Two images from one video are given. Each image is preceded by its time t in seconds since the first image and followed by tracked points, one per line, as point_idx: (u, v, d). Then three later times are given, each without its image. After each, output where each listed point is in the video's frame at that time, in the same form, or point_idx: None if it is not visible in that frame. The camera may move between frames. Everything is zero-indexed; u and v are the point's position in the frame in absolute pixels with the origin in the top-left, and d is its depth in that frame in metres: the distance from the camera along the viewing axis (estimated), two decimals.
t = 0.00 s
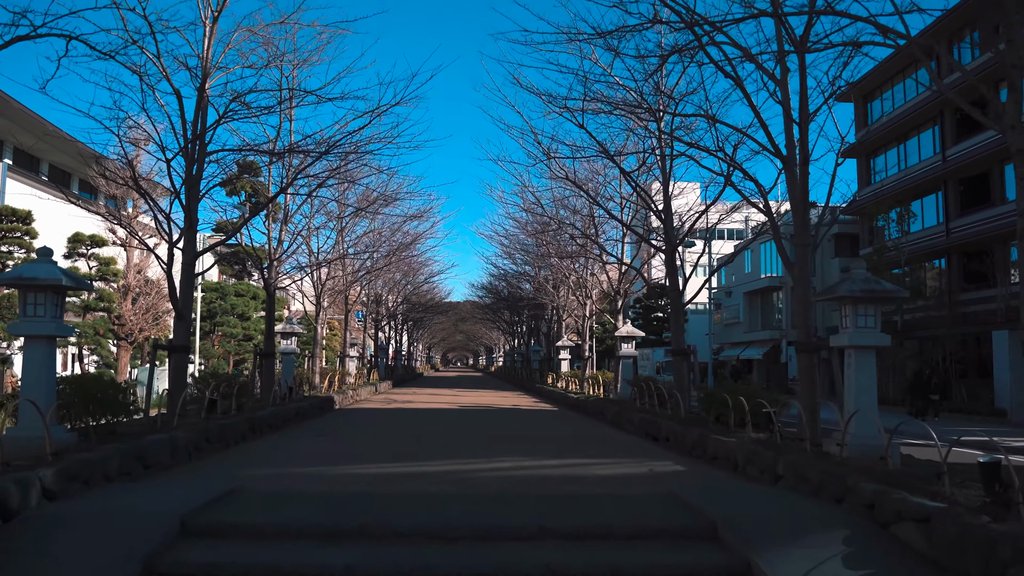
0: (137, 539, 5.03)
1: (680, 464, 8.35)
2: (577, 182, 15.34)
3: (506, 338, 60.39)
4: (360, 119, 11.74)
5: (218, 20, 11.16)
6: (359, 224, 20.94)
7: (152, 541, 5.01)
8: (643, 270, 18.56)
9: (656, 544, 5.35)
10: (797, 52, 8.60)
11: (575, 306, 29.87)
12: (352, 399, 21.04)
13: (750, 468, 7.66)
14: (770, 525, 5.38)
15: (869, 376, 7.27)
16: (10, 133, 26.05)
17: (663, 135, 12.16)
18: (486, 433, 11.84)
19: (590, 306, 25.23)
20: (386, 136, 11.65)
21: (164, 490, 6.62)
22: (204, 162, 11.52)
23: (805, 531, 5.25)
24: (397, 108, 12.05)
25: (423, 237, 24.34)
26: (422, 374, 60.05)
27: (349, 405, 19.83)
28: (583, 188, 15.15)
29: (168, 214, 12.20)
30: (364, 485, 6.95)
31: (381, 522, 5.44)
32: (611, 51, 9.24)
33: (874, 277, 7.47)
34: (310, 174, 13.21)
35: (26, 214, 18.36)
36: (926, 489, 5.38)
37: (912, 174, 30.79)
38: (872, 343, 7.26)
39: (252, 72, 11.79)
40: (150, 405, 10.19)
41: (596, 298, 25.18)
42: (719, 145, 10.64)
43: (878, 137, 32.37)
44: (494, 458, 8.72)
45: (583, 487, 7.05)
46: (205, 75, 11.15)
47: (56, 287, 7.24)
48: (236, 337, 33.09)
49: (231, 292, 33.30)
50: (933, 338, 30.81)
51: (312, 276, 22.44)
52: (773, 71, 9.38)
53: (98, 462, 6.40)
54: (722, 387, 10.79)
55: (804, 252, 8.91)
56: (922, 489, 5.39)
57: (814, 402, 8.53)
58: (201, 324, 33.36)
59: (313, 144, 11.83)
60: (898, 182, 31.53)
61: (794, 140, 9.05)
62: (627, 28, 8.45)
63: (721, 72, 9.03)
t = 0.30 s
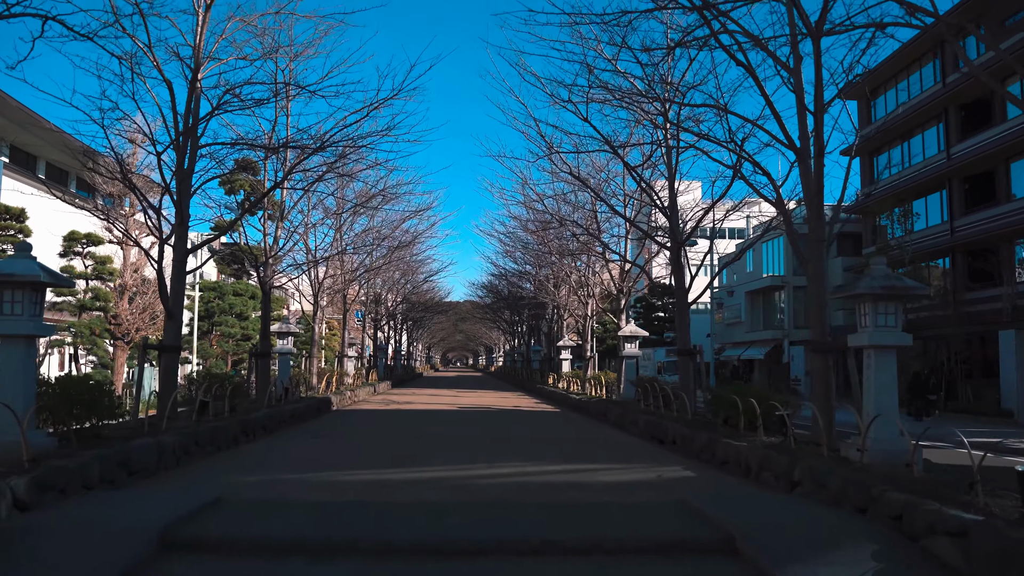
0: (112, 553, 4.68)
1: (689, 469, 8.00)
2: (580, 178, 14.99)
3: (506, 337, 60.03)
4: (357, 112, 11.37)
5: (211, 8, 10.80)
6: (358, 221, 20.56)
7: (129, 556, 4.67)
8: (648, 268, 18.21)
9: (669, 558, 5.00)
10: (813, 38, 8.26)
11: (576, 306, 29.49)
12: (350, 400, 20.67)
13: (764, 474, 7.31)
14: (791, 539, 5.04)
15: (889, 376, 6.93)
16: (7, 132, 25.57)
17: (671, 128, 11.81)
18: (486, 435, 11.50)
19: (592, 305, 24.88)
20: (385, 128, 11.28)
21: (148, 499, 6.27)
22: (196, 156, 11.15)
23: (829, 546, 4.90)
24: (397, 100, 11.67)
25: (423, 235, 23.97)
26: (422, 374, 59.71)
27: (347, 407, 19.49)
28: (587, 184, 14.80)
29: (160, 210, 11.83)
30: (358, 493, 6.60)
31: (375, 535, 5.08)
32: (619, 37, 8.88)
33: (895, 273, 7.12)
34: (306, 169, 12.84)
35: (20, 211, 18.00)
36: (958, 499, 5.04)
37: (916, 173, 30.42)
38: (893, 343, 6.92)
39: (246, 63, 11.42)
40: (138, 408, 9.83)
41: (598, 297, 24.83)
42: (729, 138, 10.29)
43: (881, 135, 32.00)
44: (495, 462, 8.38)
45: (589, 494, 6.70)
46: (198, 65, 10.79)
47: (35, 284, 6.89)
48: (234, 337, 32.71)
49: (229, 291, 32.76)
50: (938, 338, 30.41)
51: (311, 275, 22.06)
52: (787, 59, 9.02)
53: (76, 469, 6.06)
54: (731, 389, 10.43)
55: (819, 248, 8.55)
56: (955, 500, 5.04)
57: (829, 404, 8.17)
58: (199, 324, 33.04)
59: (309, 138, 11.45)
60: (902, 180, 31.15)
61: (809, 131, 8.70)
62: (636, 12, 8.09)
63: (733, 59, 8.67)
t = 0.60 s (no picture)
0: (90, 564, 4.37)
1: (701, 473, 7.68)
2: (583, 174, 14.65)
3: (506, 338, 59.71)
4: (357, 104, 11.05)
5: None
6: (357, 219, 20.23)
7: (108, 568, 4.35)
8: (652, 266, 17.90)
9: (686, 570, 4.69)
10: (829, 24, 7.96)
11: (577, 306, 29.18)
12: (348, 401, 20.31)
13: (781, 479, 6.98)
14: (815, 551, 4.72)
15: (914, 376, 6.60)
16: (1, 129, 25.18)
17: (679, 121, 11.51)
18: (487, 437, 11.19)
19: (594, 304, 24.56)
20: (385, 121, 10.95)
21: (133, 505, 5.94)
22: (188, 150, 10.83)
23: (857, 559, 4.59)
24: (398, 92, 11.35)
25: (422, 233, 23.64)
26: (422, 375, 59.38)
27: (345, 408, 19.17)
28: (591, 180, 14.49)
29: (152, 207, 11.48)
30: (355, 500, 6.27)
31: (374, 546, 4.77)
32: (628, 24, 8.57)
33: (919, 268, 6.80)
34: (303, 163, 12.50)
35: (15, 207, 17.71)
36: (995, 507, 4.73)
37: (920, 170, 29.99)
38: (917, 341, 6.59)
39: (242, 55, 11.09)
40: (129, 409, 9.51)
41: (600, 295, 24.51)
42: (740, 129, 9.97)
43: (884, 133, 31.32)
44: (497, 466, 8.06)
45: (598, 501, 6.38)
46: (191, 55, 10.46)
47: (14, 279, 6.59)
48: (233, 337, 32.34)
49: (227, 291, 32.40)
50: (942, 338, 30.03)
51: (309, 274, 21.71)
52: (801, 47, 8.72)
53: (55, 474, 5.75)
54: (742, 389, 10.08)
55: (836, 242, 8.21)
56: (991, 507, 4.73)
57: (846, 405, 7.82)
58: (196, 324, 32.65)
59: (307, 131, 11.11)
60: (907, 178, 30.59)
61: (825, 122, 8.39)
62: None
63: (746, 46, 8.37)
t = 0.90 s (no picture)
0: None
1: (713, 479, 7.37)
2: (587, 170, 14.33)
3: (506, 338, 59.34)
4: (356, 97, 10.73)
5: None
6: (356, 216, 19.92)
7: None
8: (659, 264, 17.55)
9: None
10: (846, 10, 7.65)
11: (578, 305, 28.88)
12: (347, 402, 19.95)
13: (798, 486, 6.66)
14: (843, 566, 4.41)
15: (939, 379, 6.28)
16: None
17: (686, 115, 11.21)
18: (489, 441, 10.87)
19: (597, 304, 24.27)
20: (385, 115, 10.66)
21: (117, 515, 5.63)
22: (181, 145, 10.53)
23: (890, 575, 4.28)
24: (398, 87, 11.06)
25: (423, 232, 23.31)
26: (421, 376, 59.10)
27: (343, 409, 18.81)
28: (596, 177, 14.16)
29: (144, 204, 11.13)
30: (352, 509, 5.96)
31: (371, 562, 4.46)
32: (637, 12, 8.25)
33: (944, 265, 6.46)
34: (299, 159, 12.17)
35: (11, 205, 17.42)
36: None
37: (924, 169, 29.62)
38: (942, 342, 6.26)
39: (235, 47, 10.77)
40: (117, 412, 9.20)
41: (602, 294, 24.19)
42: (751, 122, 9.65)
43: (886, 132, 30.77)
44: (500, 471, 7.74)
45: (607, 509, 6.07)
46: (184, 46, 10.13)
47: None
48: (230, 337, 31.89)
49: (225, 291, 32.08)
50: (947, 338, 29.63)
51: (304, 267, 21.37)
52: (816, 35, 8.41)
53: (34, 483, 5.44)
54: (752, 390, 9.75)
55: (853, 238, 7.87)
56: None
57: (865, 407, 7.50)
58: (194, 324, 32.30)
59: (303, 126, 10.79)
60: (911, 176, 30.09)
61: (841, 112, 8.06)
62: None
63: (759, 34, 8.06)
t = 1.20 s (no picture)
0: None
1: (725, 484, 7.06)
2: (591, 166, 14.01)
3: (506, 339, 59.03)
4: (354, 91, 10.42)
5: None
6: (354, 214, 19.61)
7: None
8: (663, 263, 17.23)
9: None
10: None
11: (579, 305, 28.59)
12: (345, 403, 19.63)
13: (816, 492, 6.36)
14: None
15: (965, 380, 5.98)
16: None
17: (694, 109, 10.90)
18: (491, 443, 10.57)
19: (600, 305, 23.95)
20: (385, 109, 10.35)
21: (98, 525, 5.31)
22: (173, 138, 10.22)
23: None
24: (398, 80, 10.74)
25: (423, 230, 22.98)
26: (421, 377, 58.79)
27: (341, 411, 18.48)
28: (600, 173, 13.85)
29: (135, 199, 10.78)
30: (348, 518, 5.64)
31: None
32: None
33: (969, 260, 6.15)
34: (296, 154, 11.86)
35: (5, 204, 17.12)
36: None
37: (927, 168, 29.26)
38: (967, 340, 5.97)
39: (229, 39, 10.46)
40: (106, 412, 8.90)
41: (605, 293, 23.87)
42: (762, 114, 9.33)
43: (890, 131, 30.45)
44: (503, 475, 7.43)
45: (617, 517, 5.76)
46: (175, 35, 9.82)
47: None
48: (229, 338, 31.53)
49: (223, 291, 31.81)
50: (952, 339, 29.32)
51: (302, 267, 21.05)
52: (829, 24, 8.10)
53: (9, 490, 5.13)
54: (762, 391, 9.45)
55: (869, 234, 7.54)
56: None
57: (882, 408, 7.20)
58: (192, 324, 31.99)
59: (299, 120, 10.47)
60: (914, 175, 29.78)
61: (858, 103, 7.74)
62: None
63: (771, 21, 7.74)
